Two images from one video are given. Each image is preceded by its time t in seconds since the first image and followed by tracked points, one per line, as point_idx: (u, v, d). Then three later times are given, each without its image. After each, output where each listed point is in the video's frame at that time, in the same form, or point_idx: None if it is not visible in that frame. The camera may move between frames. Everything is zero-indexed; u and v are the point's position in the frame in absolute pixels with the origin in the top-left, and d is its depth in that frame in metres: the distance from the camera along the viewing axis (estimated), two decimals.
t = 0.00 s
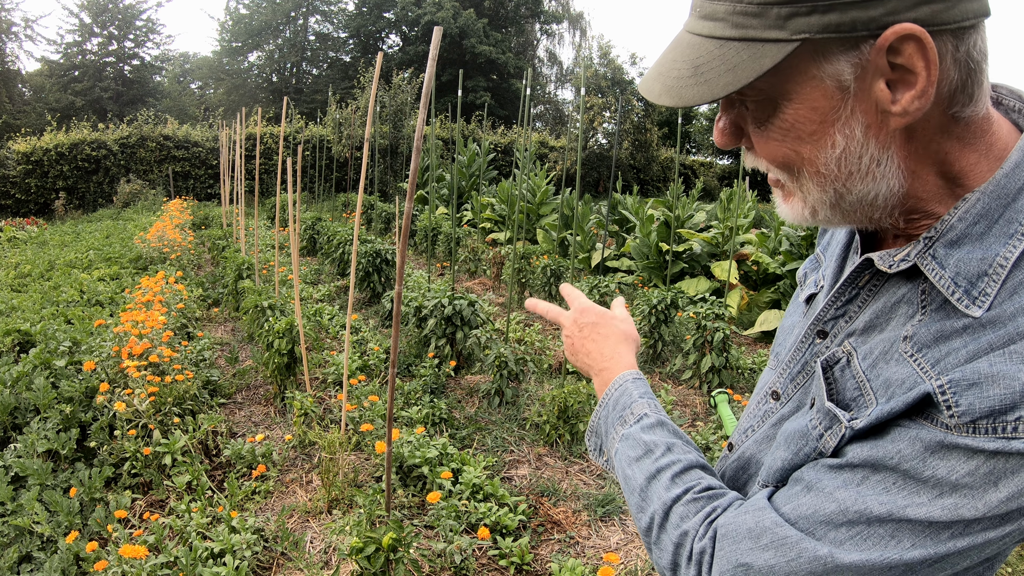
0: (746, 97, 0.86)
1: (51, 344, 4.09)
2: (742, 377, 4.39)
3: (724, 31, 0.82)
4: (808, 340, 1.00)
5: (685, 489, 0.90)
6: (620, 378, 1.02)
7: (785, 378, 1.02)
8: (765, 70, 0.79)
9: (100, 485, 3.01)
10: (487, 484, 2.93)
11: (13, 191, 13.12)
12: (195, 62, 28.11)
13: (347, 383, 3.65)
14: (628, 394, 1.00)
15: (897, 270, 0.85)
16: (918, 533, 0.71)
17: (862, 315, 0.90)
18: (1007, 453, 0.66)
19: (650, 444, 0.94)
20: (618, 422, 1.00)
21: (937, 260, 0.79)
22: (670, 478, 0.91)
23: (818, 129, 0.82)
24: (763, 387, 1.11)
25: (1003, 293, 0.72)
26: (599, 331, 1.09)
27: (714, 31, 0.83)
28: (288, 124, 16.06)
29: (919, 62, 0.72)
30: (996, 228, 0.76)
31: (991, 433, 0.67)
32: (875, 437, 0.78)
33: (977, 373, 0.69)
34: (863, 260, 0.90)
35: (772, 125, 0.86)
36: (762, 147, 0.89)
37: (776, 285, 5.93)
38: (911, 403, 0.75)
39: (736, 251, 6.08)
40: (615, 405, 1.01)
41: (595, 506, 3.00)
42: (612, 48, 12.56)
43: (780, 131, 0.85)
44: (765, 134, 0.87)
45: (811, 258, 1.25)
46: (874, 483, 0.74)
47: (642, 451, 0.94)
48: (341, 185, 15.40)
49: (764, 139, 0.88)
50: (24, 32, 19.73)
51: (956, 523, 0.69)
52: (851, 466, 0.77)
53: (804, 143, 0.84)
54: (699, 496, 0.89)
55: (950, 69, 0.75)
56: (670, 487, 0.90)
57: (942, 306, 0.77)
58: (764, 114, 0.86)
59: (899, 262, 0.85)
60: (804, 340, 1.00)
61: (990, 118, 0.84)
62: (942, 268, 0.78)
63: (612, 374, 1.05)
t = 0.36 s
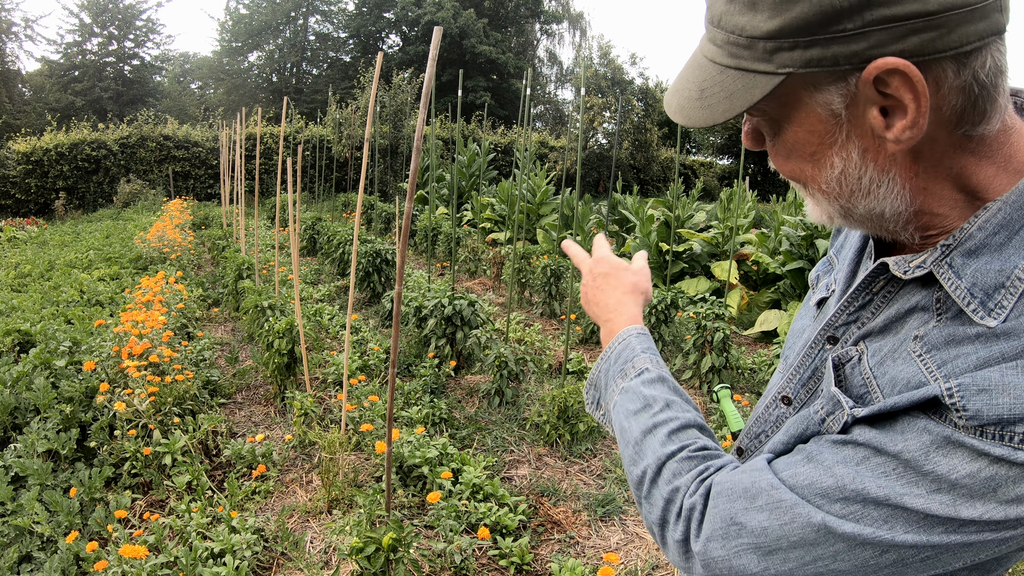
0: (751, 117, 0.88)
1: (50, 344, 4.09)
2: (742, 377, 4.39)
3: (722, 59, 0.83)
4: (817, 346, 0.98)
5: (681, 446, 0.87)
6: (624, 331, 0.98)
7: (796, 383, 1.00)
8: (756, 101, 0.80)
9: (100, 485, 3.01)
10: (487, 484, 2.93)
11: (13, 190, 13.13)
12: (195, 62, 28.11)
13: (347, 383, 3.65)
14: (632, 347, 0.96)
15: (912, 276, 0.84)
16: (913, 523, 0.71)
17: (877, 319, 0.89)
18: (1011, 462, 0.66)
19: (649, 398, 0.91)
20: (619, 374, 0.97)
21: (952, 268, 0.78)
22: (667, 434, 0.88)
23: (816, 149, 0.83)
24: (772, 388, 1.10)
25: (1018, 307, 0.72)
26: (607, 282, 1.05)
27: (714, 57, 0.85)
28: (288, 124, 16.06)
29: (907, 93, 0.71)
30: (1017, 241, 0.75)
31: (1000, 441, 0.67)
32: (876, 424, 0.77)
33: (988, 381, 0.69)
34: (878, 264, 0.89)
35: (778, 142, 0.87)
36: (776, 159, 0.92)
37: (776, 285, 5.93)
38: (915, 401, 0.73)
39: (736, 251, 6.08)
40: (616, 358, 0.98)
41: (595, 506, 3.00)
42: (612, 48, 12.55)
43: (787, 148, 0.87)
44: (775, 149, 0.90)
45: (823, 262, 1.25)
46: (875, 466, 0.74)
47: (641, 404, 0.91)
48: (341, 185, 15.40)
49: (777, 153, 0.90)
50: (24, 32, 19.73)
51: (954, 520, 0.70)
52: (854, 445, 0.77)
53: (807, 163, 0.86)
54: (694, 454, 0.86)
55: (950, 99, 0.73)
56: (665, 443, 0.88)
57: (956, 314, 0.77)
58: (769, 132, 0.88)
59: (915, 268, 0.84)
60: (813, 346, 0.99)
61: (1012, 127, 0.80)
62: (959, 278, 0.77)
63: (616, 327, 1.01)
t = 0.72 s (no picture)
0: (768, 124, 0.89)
1: (50, 344, 4.09)
2: (742, 376, 4.39)
3: (737, 65, 0.84)
4: (829, 346, 0.96)
5: (702, 406, 0.88)
6: (678, 294, 1.02)
7: (807, 382, 0.99)
8: (773, 104, 0.80)
9: (100, 485, 3.01)
10: (487, 484, 2.93)
11: (13, 190, 13.13)
12: (194, 61, 28.11)
13: (348, 383, 3.65)
14: (679, 309, 1.00)
15: (921, 273, 0.83)
16: (910, 500, 0.71)
17: (889, 315, 0.88)
18: (1010, 449, 0.66)
19: (683, 357, 0.93)
20: (662, 332, 1.00)
21: (962, 266, 0.78)
22: (691, 394, 0.90)
23: (833, 154, 0.83)
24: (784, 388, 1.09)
25: None
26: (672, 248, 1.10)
27: (729, 63, 0.85)
28: (287, 124, 16.06)
29: (921, 93, 0.71)
30: None
31: (1005, 431, 0.66)
32: (886, 405, 0.78)
33: (992, 372, 0.68)
34: (890, 262, 0.89)
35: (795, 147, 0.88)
36: (792, 167, 0.92)
37: (776, 285, 5.93)
38: (920, 387, 0.74)
39: (736, 251, 6.08)
40: (663, 316, 1.01)
41: (595, 506, 3.00)
42: (612, 48, 12.55)
43: (803, 153, 0.87)
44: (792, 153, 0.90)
45: (839, 262, 1.25)
46: (878, 440, 0.74)
47: (675, 361, 0.94)
48: (341, 185, 15.41)
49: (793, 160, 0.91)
50: (24, 32, 19.72)
51: (951, 503, 0.69)
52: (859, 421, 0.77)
53: (824, 168, 0.86)
54: (713, 415, 0.87)
55: (965, 102, 0.73)
56: (687, 402, 0.89)
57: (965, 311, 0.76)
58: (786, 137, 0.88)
59: (924, 265, 0.83)
60: (826, 346, 0.97)
61: None
62: (966, 275, 0.76)
63: (670, 290, 1.05)
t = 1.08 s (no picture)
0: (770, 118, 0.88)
1: (50, 344, 4.08)
2: (742, 376, 4.39)
3: (740, 58, 0.83)
4: (827, 346, 0.97)
5: (707, 421, 0.88)
6: (679, 303, 1.02)
7: (806, 382, 0.99)
8: (775, 98, 0.80)
9: (100, 485, 3.02)
10: (487, 484, 2.93)
11: (13, 190, 13.13)
12: (195, 61, 28.12)
13: (347, 383, 3.65)
14: (681, 319, 1.00)
15: (919, 274, 0.83)
16: (916, 505, 0.70)
17: (887, 316, 0.88)
18: (1014, 449, 0.66)
19: (687, 370, 0.93)
20: (664, 342, 1.00)
21: (960, 267, 0.78)
22: (696, 407, 0.89)
23: (833, 148, 0.83)
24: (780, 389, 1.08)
25: None
26: (675, 253, 1.10)
27: (732, 56, 0.85)
28: (288, 123, 16.06)
29: (924, 87, 0.71)
30: None
31: (1009, 431, 0.66)
32: (888, 409, 0.78)
33: (994, 373, 0.68)
34: (888, 263, 0.88)
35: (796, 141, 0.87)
36: (791, 162, 0.91)
37: (776, 285, 5.93)
38: (922, 390, 0.73)
39: (736, 251, 6.08)
40: (666, 325, 1.01)
41: (595, 506, 3.00)
42: (612, 48, 12.55)
43: (802, 147, 0.87)
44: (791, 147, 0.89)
45: (834, 262, 1.25)
46: (882, 447, 0.74)
47: (678, 374, 0.93)
48: (341, 185, 15.42)
49: (791, 155, 0.90)
50: (24, 32, 19.72)
51: (957, 505, 0.69)
52: (862, 427, 0.77)
53: (823, 162, 0.86)
54: (717, 429, 0.87)
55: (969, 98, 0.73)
56: (692, 416, 0.89)
57: (964, 312, 0.76)
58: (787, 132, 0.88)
59: (922, 266, 0.83)
60: (824, 346, 0.97)
61: None
62: (965, 276, 0.76)
63: (672, 298, 1.05)
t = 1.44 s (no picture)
0: (771, 99, 0.83)
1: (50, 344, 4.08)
2: (741, 376, 4.39)
3: (749, 27, 0.80)
4: (818, 344, 0.98)
5: (700, 462, 0.87)
6: (662, 339, 1.01)
7: (795, 380, 1.01)
8: (793, 64, 0.77)
9: (100, 485, 3.02)
10: (487, 484, 2.93)
11: (13, 190, 13.12)
12: (195, 61, 28.13)
13: (347, 383, 3.64)
14: (665, 355, 0.98)
15: (904, 273, 0.84)
16: (919, 519, 0.70)
17: (873, 316, 0.89)
18: (1009, 446, 0.66)
19: (676, 411, 0.92)
20: (649, 381, 0.98)
21: (945, 264, 0.78)
22: (689, 450, 0.88)
23: (846, 124, 0.79)
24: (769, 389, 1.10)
25: (1008, 297, 0.71)
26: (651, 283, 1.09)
27: (738, 27, 0.82)
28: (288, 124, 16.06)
29: (946, 50, 0.71)
30: (1006, 231, 0.75)
31: (997, 428, 0.66)
32: (878, 421, 0.78)
33: (982, 371, 0.69)
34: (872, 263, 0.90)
35: (800, 120, 0.82)
36: (788, 148, 0.86)
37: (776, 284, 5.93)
38: (913, 395, 0.74)
39: (736, 251, 6.08)
40: (649, 363, 1.00)
41: (595, 506, 3.00)
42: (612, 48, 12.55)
43: (807, 127, 0.82)
44: (790, 131, 0.84)
45: (821, 261, 1.25)
46: (877, 464, 0.74)
47: (667, 416, 0.92)
48: (341, 185, 15.42)
49: (789, 139, 0.85)
50: (23, 32, 19.70)
51: (958, 511, 0.69)
52: (853, 446, 0.77)
53: (830, 141, 0.81)
54: (712, 469, 0.87)
55: (976, 65, 0.74)
56: (686, 459, 0.88)
57: (949, 308, 0.76)
58: (790, 111, 0.82)
59: (906, 265, 0.84)
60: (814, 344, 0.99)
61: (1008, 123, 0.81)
62: (949, 271, 0.77)
63: (653, 332, 1.03)
